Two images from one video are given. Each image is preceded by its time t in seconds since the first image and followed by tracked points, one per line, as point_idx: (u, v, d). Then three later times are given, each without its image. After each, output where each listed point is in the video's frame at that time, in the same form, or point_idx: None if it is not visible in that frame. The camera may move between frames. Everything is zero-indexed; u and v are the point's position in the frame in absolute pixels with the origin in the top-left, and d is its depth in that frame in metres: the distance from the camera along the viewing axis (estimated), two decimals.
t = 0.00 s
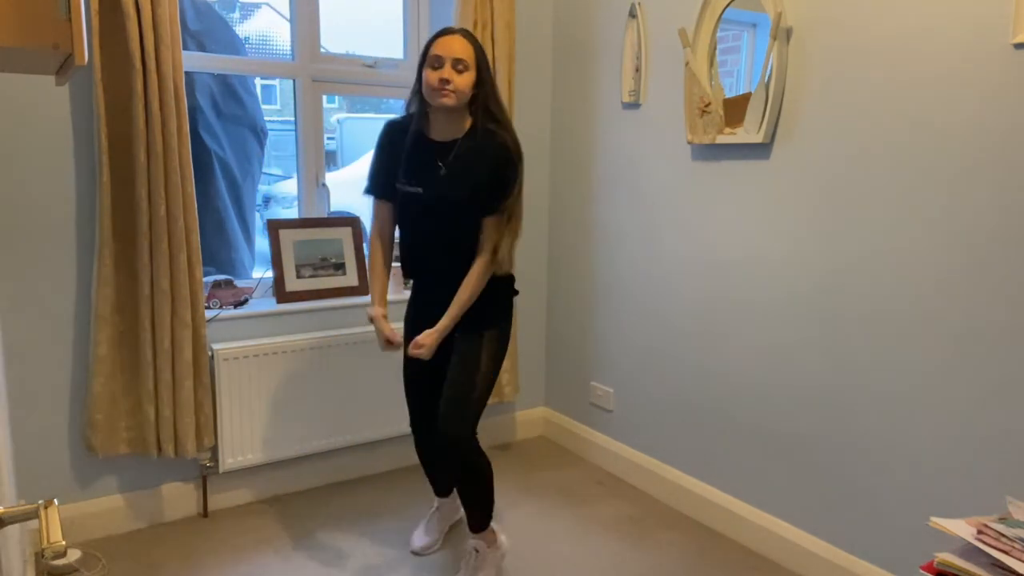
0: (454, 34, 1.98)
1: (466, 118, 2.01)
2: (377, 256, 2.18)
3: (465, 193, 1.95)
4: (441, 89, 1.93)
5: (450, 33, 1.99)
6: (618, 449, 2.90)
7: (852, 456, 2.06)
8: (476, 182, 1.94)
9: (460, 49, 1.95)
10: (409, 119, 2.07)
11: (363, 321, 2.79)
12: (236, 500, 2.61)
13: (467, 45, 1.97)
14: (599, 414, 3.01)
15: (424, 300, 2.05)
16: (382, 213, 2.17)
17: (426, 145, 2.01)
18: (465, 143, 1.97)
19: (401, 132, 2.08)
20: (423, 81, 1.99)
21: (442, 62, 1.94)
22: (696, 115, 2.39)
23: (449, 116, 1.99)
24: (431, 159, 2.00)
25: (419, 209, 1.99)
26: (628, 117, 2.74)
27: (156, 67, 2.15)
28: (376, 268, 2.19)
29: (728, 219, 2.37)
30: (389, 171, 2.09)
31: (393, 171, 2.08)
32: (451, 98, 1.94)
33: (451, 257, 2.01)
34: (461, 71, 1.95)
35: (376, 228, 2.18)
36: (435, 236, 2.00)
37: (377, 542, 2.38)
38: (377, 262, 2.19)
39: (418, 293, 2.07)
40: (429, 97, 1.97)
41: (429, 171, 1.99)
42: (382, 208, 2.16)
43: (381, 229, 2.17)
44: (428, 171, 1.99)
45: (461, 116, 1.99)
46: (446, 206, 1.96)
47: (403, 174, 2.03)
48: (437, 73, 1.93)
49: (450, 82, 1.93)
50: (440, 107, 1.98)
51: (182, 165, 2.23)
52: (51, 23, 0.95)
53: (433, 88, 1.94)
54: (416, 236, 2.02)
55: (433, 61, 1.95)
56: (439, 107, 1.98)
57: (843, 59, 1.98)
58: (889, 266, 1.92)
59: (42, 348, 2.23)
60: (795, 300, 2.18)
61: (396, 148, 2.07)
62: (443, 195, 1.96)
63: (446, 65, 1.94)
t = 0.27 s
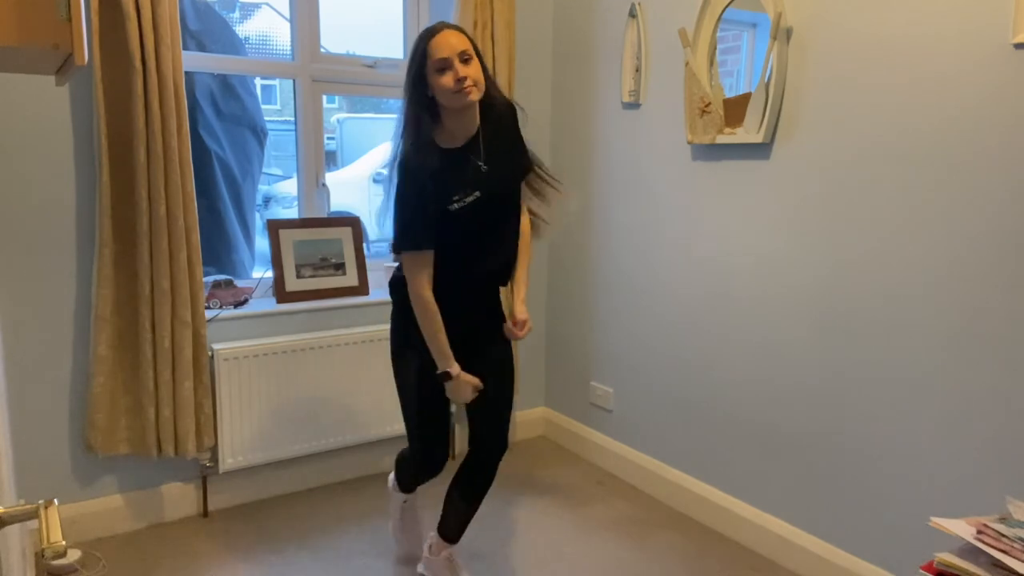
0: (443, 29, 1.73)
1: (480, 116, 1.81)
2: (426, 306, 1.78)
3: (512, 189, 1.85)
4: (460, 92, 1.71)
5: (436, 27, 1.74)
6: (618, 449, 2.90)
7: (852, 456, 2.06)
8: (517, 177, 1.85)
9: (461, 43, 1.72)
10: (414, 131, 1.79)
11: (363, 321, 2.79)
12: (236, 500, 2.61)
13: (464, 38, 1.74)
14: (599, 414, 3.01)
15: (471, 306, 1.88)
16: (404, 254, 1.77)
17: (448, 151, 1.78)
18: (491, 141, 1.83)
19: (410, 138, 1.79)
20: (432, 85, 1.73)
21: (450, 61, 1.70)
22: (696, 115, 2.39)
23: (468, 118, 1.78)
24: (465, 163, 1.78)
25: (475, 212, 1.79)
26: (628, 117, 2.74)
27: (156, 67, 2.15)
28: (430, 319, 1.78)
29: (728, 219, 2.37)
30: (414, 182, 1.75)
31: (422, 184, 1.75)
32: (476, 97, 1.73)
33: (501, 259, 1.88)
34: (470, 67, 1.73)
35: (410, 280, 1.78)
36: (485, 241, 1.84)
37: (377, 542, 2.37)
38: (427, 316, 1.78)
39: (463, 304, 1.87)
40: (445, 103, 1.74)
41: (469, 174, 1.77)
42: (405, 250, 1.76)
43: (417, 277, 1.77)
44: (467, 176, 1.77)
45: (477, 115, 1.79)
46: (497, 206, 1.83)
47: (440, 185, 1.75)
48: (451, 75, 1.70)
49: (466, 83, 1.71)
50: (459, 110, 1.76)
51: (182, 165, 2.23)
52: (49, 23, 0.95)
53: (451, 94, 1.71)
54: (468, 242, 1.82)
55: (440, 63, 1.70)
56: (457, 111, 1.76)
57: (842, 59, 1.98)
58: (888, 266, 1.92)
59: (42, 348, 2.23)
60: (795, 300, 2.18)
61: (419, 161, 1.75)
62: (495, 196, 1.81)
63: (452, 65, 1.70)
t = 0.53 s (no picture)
0: (438, 15, 1.63)
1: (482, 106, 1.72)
2: (461, 301, 1.62)
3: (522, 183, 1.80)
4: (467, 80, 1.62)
5: (429, 14, 1.64)
6: (618, 449, 2.90)
7: (851, 456, 2.06)
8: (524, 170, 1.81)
9: (460, 30, 1.63)
10: (417, 122, 1.65)
11: (363, 321, 2.79)
12: (236, 500, 2.61)
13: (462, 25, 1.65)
14: (599, 414, 3.01)
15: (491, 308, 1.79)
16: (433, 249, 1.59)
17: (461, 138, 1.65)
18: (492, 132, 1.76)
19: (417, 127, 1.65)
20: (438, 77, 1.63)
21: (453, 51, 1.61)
22: (696, 115, 2.39)
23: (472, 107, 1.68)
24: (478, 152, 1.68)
25: (497, 203, 1.71)
26: (627, 117, 2.74)
27: (156, 67, 2.15)
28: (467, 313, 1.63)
29: (728, 219, 2.37)
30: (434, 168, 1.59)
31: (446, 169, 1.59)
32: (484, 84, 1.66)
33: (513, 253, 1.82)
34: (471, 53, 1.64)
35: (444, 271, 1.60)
36: (502, 234, 1.76)
37: (377, 542, 2.38)
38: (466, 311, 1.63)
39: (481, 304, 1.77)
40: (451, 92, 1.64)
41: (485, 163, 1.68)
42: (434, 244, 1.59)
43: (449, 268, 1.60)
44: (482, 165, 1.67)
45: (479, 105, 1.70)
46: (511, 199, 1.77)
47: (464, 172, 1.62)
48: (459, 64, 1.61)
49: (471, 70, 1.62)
50: (465, 99, 1.66)
51: (182, 165, 2.23)
52: (49, 23, 0.95)
53: (457, 81, 1.62)
54: (493, 235, 1.73)
55: (443, 54, 1.61)
56: (462, 101, 1.66)
57: (842, 60, 1.98)
58: (888, 267, 1.92)
59: (41, 348, 2.23)
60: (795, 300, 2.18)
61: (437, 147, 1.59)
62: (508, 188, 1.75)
63: (455, 51, 1.61)
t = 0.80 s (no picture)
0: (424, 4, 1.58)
1: (470, 101, 1.69)
2: (448, 295, 1.60)
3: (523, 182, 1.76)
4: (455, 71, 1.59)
5: (416, 3, 1.59)
6: (619, 449, 2.90)
7: (850, 455, 2.06)
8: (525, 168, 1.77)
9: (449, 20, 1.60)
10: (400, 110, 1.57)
11: (363, 321, 2.79)
12: (236, 500, 2.61)
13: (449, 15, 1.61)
14: (599, 414, 3.01)
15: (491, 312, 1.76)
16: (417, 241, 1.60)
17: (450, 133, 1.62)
18: (488, 128, 1.72)
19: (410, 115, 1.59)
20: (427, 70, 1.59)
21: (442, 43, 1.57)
22: (696, 115, 2.39)
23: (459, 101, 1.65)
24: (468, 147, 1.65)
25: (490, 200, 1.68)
26: (627, 117, 2.74)
27: (156, 67, 2.15)
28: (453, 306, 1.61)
29: (728, 219, 2.37)
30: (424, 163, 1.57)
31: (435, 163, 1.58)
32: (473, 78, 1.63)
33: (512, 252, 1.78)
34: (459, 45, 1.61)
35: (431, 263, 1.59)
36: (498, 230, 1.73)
37: (377, 542, 2.38)
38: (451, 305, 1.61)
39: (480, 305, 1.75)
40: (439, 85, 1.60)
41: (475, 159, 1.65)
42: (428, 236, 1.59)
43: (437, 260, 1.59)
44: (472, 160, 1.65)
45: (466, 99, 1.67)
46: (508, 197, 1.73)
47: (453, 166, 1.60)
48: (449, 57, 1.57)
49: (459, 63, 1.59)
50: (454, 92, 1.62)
51: (182, 165, 2.23)
52: (49, 23, 0.95)
53: (447, 73, 1.58)
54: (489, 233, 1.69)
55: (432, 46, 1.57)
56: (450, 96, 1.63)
57: (842, 60, 1.98)
58: (888, 267, 1.92)
59: (41, 348, 2.23)
60: (795, 301, 2.18)
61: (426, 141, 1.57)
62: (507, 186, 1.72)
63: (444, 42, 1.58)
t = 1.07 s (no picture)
0: None
1: (472, 91, 1.64)
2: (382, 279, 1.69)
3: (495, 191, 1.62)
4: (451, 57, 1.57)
5: None
6: (618, 449, 2.90)
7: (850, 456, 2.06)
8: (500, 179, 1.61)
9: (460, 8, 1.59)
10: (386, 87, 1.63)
11: (363, 321, 2.79)
12: (236, 500, 2.61)
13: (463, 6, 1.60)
14: (599, 414, 3.01)
15: (449, 307, 1.68)
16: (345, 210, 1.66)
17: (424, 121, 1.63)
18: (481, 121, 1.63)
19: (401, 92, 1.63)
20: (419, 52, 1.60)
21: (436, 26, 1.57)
22: (696, 115, 2.39)
23: (459, 89, 1.62)
24: (432, 138, 1.63)
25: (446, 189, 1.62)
26: (627, 117, 2.74)
27: (156, 67, 2.15)
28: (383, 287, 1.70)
29: (728, 219, 2.37)
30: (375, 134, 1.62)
31: (385, 140, 1.62)
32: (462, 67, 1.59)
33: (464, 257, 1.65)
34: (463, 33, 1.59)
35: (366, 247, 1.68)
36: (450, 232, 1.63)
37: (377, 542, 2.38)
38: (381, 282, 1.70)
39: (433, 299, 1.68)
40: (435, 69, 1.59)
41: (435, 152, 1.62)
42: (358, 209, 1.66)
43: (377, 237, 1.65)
44: (431, 150, 1.62)
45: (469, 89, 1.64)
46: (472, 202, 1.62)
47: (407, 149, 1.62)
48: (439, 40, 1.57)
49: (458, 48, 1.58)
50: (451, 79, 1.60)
51: (182, 165, 2.23)
52: (49, 23, 0.95)
53: (441, 56, 1.57)
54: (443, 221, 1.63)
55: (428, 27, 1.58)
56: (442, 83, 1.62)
57: (842, 60, 1.98)
58: (888, 267, 1.92)
59: (41, 348, 2.23)
60: (795, 301, 2.18)
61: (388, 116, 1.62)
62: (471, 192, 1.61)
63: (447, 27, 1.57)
